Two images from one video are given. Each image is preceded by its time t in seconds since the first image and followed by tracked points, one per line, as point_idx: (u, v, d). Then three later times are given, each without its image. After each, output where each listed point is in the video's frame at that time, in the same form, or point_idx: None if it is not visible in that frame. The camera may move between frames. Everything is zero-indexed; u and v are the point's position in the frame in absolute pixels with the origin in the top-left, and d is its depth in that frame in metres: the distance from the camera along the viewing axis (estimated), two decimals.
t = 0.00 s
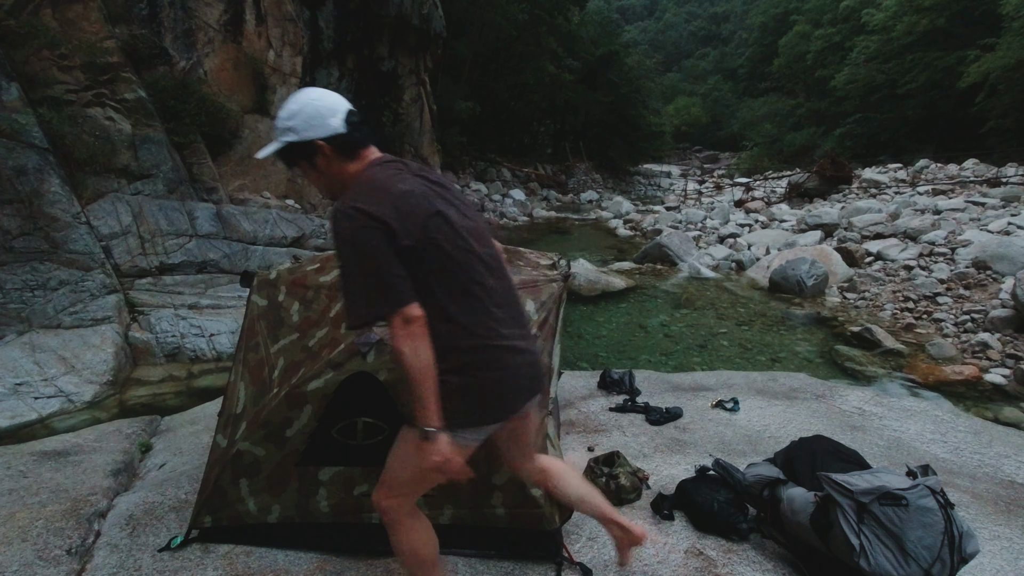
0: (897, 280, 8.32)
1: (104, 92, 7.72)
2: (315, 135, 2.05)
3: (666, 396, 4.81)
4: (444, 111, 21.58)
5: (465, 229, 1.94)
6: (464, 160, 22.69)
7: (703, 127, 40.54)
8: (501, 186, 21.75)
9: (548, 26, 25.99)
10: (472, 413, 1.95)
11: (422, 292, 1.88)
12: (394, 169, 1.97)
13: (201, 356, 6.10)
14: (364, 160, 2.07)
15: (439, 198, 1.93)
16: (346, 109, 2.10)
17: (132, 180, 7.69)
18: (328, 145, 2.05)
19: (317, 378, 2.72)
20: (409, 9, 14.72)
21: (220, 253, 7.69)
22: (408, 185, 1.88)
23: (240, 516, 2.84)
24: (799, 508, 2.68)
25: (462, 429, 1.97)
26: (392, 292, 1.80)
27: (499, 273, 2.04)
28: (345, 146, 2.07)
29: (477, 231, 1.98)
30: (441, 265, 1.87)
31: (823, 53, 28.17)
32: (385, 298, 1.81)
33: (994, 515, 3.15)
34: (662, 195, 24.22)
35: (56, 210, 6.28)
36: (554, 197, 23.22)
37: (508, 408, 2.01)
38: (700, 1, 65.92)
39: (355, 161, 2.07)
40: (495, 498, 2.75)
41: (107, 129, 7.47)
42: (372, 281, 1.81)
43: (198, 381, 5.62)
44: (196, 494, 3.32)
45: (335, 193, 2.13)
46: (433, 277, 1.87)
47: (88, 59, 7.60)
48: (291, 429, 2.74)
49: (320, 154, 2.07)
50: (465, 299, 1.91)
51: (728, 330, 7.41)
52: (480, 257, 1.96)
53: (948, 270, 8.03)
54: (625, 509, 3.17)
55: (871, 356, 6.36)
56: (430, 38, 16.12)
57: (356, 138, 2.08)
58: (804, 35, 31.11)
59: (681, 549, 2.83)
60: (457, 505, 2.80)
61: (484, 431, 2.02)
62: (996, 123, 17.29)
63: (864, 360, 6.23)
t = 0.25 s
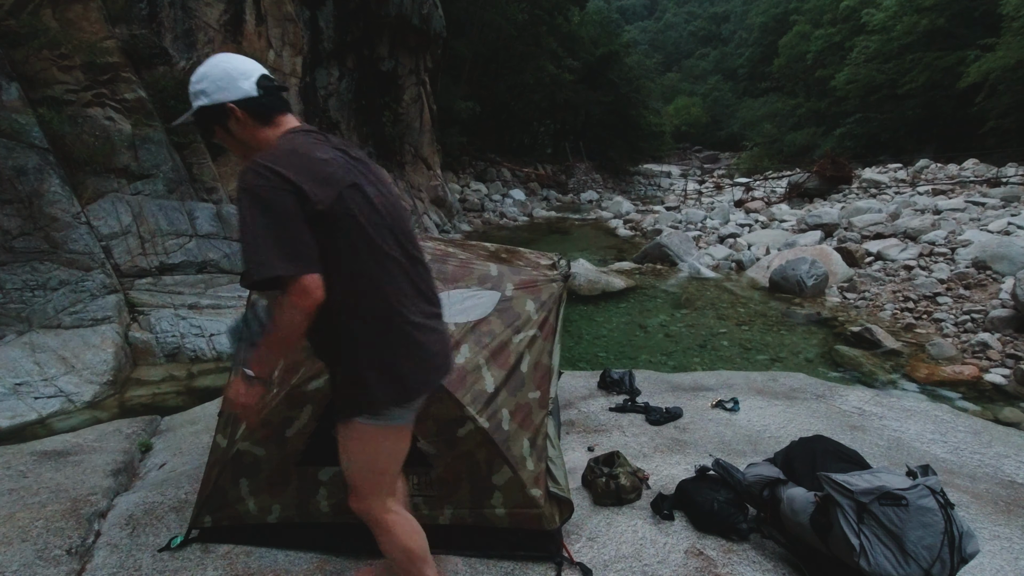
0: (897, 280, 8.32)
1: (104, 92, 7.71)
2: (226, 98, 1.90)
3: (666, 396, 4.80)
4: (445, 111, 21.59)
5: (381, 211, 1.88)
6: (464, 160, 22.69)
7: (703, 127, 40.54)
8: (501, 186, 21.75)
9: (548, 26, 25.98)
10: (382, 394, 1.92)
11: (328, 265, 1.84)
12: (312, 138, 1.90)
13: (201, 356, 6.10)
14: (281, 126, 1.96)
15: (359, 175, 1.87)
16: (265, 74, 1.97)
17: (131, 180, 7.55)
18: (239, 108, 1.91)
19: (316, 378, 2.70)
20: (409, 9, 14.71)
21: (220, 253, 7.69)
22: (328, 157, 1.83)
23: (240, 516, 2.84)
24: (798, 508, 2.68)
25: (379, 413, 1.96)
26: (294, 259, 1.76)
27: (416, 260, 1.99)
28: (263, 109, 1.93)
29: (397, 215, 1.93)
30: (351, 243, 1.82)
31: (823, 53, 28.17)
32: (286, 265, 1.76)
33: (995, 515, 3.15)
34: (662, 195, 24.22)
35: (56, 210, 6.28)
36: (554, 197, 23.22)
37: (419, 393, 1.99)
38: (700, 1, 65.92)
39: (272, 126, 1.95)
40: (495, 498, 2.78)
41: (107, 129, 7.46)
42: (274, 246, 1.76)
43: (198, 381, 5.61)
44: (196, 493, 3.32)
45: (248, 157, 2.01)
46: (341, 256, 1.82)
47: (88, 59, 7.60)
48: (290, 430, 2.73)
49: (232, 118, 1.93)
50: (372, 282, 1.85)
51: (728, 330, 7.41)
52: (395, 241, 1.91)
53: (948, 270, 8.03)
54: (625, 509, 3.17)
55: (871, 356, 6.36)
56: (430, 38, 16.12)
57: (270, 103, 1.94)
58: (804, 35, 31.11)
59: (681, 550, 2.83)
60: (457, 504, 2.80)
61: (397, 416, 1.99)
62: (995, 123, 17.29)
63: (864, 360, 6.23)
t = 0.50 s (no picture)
0: (897, 280, 8.32)
1: (104, 92, 7.70)
2: (176, 99, 1.90)
3: (666, 396, 4.81)
4: (445, 111, 21.59)
5: (323, 234, 1.95)
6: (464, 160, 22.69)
7: (703, 127, 40.53)
8: (501, 186, 21.75)
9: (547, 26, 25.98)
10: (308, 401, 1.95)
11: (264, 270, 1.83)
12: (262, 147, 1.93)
13: (201, 356, 6.09)
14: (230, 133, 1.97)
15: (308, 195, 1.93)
16: (220, 81, 1.98)
17: (131, 179, 7.50)
18: (190, 113, 1.92)
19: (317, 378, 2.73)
20: (409, 9, 14.72)
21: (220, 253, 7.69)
22: (280, 169, 1.87)
23: (240, 516, 2.83)
24: (799, 508, 2.68)
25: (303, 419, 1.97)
26: (231, 257, 1.74)
27: (346, 283, 2.07)
28: (214, 114, 1.95)
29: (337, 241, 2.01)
30: (290, 255, 1.85)
31: (823, 53, 28.17)
32: (221, 262, 1.73)
33: (995, 515, 3.15)
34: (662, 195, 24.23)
35: (56, 210, 6.26)
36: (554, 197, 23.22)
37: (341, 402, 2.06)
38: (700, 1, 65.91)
39: (222, 131, 1.96)
40: (495, 497, 2.77)
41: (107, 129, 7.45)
42: (207, 244, 1.73)
43: (198, 381, 5.61)
44: (196, 494, 3.32)
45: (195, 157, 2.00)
46: (280, 264, 1.85)
47: (88, 59, 7.59)
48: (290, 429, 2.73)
49: (180, 118, 1.93)
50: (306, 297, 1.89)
51: (728, 330, 7.41)
52: (330, 259, 1.98)
53: (948, 270, 8.03)
54: (625, 509, 3.17)
55: (871, 356, 6.37)
56: (430, 38, 16.12)
57: (220, 109, 1.95)
58: (804, 35, 31.11)
59: (681, 550, 2.83)
60: (457, 505, 2.79)
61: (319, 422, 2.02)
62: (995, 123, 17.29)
63: (864, 360, 6.23)
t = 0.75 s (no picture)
0: (897, 280, 8.32)
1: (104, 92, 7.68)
2: (90, 113, 1.90)
3: (666, 396, 4.81)
4: (444, 111, 21.58)
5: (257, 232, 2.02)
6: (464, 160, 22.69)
7: (702, 127, 40.53)
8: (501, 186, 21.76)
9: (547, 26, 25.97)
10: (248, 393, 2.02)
11: (199, 266, 1.87)
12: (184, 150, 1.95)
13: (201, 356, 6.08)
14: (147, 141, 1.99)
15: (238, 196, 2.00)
16: (134, 89, 1.98)
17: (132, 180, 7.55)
18: (103, 121, 1.92)
19: (316, 378, 2.74)
20: (408, 9, 14.71)
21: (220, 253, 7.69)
22: (203, 172, 1.90)
23: (240, 516, 2.83)
24: (799, 508, 2.68)
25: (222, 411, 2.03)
26: (167, 253, 1.77)
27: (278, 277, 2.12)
28: (127, 121, 1.95)
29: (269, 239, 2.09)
30: (219, 253, 1.89)
31: (823, 53, 28.16)
32: (156, 258, 1.76)
33: (995, 515, 3.15)
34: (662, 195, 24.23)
35: (56, 210, 6.25)
36: (554, 197, 23.22)
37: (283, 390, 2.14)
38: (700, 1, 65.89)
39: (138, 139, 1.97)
40: (495, 497, 2.77)
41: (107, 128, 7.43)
42: (142, 244, 1.75)
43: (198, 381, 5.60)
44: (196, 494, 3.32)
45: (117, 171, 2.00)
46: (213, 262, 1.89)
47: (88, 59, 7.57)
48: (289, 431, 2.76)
49: (93, 128, 1.92)
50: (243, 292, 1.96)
51: (728, 330, 7.41)
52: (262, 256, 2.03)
53: (948, 270, 8.03)
54: (625, 509, 3.17)
55: (871, 356, 6.37)
56: (430, 38, 16.13)
57: (136, 117, 1.96)
58: (804, 35, 31.11)
59: (681, 550, 2.83)
60: (457, 504, 2.79)
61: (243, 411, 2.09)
62: (996, 123, 17.29)
63: (864, 360, 6.23)
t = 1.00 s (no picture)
0: (897, 280, 8.32)
1: (104, 92, 7.68)
2: (21, 138, 1.96)
3: (666, 396, 4.81)
4: (444, 111, 21.59)
5: (160, 249, 1.97)
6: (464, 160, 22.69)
7: (703, 127, 40.54)
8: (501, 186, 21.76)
9: (547, 26, 25.98)
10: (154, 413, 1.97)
11: (86, 286, 1.87)
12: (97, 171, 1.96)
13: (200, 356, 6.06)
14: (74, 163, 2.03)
15: (141, 214, 1.96)
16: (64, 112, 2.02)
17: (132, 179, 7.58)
18: (34, 146, 1.97)
19: (316, 378, 2.73)
20: (408, 9, 14.72)
21: (220, 253, 7.69)
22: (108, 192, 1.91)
23: (240, 516, 2.83)
24: (798, 508, 2.68)
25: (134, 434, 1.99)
26: (44, 275, 1.77)
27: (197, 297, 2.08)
28: (57, 145, 2.00)
29: (183, 255, 2.03)
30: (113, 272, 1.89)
31: (823, 53, 28.17)
32: (46, 275, 1.77)
33: (995, 515, 3.15)
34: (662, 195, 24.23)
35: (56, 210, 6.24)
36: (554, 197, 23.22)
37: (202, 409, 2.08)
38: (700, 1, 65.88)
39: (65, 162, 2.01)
40: (496, 497, 2.77)
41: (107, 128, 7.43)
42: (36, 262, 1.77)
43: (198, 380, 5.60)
44: (196, 494, 3.33)
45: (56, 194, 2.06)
46: (111, 281, 1.89)
47: (88, 59, 7.57)
48: (288, 432, 2.76)
49: (25, 152, 1.98)
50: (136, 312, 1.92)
51: (728, 330, 7.41)
52: (173, 274, 2.00)
53: (948, 270, 8.03)
54: (625, 509, 3.17)
55: (871, 356, 6.37)
56: (430, 38, 16.13)
57: (63, 140, 2.00)
58: (804, 35, 31.13)
59: (681, 550, 2.83)
60: (457, 504, 2.79)
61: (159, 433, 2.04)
62: (996, 123, 17.29)
63: (864, 360, 6.23)
